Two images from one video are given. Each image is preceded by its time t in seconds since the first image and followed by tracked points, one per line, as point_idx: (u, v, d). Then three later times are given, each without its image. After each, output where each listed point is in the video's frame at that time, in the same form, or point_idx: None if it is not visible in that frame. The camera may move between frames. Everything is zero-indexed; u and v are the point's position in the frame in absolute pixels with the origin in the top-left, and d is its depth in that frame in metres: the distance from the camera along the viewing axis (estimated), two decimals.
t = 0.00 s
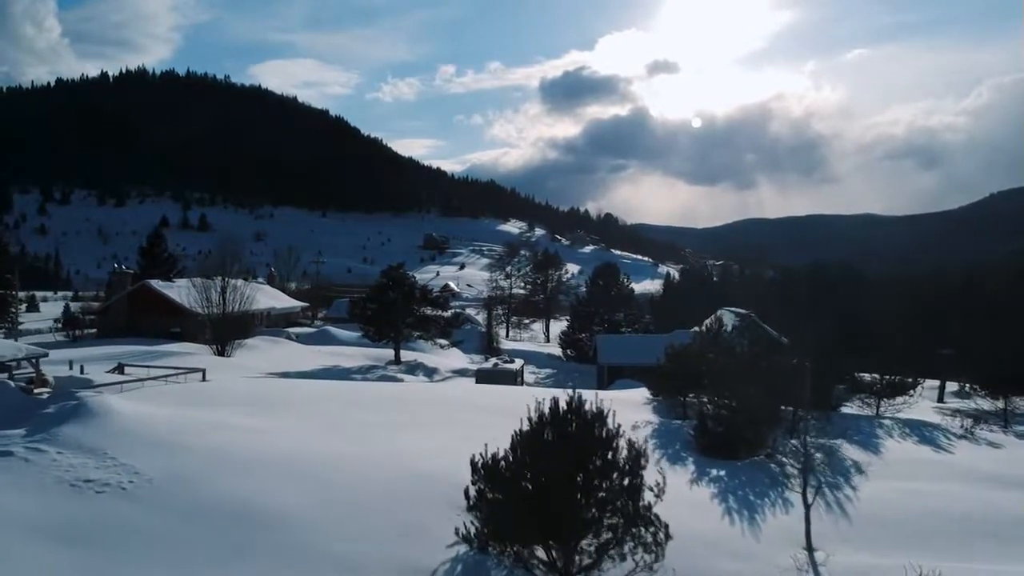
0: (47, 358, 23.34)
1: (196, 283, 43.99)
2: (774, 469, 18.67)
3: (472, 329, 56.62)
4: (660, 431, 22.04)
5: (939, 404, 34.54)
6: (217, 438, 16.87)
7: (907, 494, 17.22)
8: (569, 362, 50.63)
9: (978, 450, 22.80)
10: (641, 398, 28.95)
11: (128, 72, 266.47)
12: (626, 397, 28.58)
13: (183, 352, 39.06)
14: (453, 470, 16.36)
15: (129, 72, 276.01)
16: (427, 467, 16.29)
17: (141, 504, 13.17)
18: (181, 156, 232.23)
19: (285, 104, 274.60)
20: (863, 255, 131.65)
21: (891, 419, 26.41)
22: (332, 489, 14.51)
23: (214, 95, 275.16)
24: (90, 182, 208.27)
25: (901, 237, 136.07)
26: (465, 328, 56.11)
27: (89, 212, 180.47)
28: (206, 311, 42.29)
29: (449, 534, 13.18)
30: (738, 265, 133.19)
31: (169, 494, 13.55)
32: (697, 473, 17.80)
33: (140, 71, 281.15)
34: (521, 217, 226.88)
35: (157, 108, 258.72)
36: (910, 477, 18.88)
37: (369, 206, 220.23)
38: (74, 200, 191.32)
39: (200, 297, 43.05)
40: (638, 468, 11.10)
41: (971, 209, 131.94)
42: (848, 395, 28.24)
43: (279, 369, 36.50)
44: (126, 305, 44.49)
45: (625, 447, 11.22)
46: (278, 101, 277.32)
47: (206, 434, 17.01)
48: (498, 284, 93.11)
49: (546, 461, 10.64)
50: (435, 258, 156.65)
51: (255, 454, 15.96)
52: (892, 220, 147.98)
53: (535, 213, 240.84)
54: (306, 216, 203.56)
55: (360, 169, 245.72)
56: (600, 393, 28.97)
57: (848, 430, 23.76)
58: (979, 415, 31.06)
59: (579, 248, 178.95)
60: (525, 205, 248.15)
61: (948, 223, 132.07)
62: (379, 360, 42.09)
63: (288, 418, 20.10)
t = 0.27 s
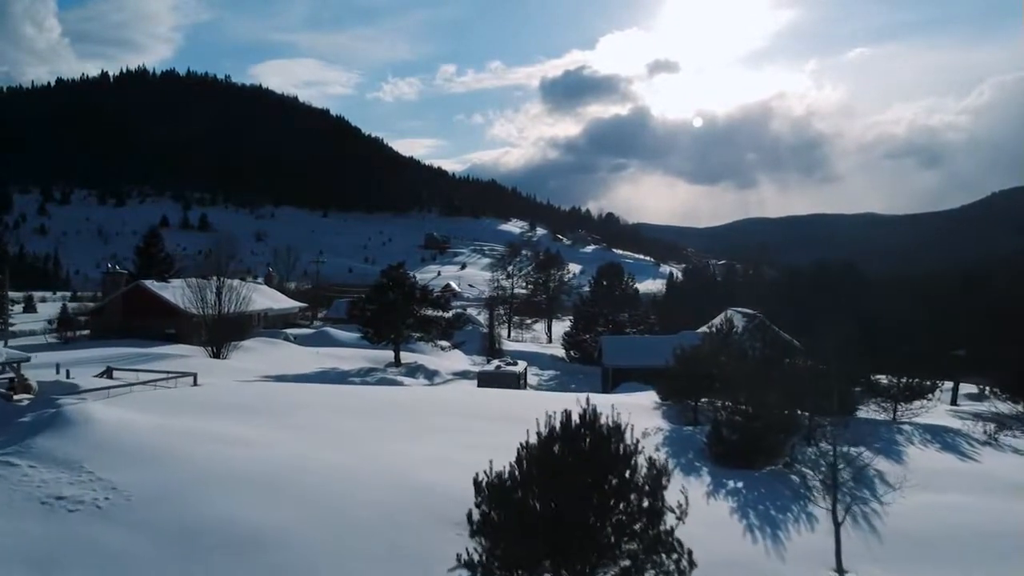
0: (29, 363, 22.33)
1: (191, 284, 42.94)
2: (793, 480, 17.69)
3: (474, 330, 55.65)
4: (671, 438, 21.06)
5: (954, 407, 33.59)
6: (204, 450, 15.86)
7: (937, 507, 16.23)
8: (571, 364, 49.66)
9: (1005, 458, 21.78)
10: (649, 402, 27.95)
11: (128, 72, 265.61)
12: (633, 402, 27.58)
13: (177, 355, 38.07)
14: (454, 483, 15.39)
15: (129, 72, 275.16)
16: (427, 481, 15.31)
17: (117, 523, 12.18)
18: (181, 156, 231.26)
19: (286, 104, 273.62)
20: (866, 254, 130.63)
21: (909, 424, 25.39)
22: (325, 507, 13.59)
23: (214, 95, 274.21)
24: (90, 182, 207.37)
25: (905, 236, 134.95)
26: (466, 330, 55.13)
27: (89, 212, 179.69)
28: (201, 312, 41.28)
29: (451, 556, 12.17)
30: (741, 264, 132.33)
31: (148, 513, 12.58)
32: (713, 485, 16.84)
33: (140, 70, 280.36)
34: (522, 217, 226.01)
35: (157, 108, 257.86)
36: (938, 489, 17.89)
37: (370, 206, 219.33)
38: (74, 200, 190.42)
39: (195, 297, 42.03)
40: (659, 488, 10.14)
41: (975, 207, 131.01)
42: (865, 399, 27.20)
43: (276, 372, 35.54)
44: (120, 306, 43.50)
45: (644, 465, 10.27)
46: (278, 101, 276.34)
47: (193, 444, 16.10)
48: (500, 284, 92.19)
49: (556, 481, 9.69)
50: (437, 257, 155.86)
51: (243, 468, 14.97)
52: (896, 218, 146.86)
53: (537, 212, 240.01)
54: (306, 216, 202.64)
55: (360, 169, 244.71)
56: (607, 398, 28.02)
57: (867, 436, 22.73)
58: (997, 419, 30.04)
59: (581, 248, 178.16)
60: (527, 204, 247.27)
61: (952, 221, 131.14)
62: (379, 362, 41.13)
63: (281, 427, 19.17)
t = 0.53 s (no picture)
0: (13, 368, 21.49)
1: (187, 284, 42.02)
2: (812, 492, 16.81)
3: (475, 331, 54.77)
4: (682, 445, 20.19)
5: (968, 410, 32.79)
6: (189, 461, 15.02)
7: (967, 522, 15.30)
8: (574, 366, 48.77)
9: None
10: (656, 406, 27.07)
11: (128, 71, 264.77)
12: (641, 406, 26.71)
13: (171, 357, 37.17)
14: (454, 498, 14.53)
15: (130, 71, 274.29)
16: (426, 497, 14.38)
17: (88, 547, 11.27)
18: (182, 156, 230.33)
19: (286, 103, 272.69)
20: (871, 253, 129.64)
21: (927, 430, 24.49)
22: (317, 524, 12.75)
23: (215, 95, 273.49)
24: (90, 181, 206.57)
25: (910, 235, 133.88)
26: (469, 330, 54.31)
27: (89, 211, 178.90)
28: (197, 313, 40.38)
29: None
30: (744, 264, 131.51)
31: (126, 534, 11.71)
32: (728, 498, 15.99)
33: (140, 70, 279.44)
34: (523, 216, 225.17)
35: (157, 108, 257.03)
36: (964, 501, 17.01)
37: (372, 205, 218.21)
38: (76, 200, 189.73)
39: (191, 298, 41.15)
40: (679, 508, 9.24)
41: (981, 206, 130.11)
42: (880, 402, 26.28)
43: (272, 375, 34.69)
44: (115, 306, 42.73)
45: (662, 484, 9.44)
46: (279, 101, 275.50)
47: (180, 455, 15.27)
48: (502, 283, 91.33)
49: (566, 502, 8.85)
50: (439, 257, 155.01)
51: (230, 481, 14.12)
52: (900, 217, 145.72)
53: (538, 212, 239.15)
54: (307, 216, 201.76)
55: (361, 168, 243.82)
56: (613, 403, 27.17)
57: (887, 444, 21.81)
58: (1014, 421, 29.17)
59: (582, 248, 177.35)
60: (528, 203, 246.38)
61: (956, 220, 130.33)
62: (378, 364, 40.27)
63: (274, 436, 18.33)
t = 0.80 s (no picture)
0: None
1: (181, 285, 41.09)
2: (832, 505, 15.94)
3: (476, 331, 53.88)
4: (692, 453, 19.34)
5: (983, 415, 31.92)
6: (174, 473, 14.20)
7: (1000, 539, 14.42)
8: (577, 368, 47.89)
9: None
10: (664, 410, 26.19)
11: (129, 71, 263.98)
12: (648, 410, 25.84)
13: (165, 360, 36.25)
14: (454, 512, 13.66)
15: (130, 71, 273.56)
16: (425, 510, 13.53)
17: (59, 568, 10.43)
18: (183, 155, 229.51)
19: (287, 103, 271.88)
20: (875, 253, 128.62)
21: (945, 436, 23.57)
22: (307, 541, 11.90)
23: (215, 95, 272.66)
24: (91, 181, 205.81)
25: (914, 234, 132.75)
26: (470, 332, 53.42)
27: (89, 211, 178.11)
28: (192, 314, 39.49)
29: None
30: (747, 263, 130.49)
31: (99, 554, 10.86)
32: (745, 511, 15.12)
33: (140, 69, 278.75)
34: (525, 215, 224.23)
35: (158, 107, 256.33)
36: (992, 514, 16.14)
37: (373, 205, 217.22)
38: (76, 200, 188.85)
39: (186, 299, 40.25)
40: (702, 532, 8.35)
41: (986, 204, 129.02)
42: (896, 407, 25.38)
43: (268, 378, 33.82)
44: (108, 307, 41.87)
45: (682, 507, 8.56)
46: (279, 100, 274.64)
47: (165, 466, 14.43)
48: (503, 284, 90.47)
49: (576, 525, 7.99)
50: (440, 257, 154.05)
51: (217, 494, 13.31)
52: (904, 216, 144.52)
53: (540, 211, 238.24)
54: (307, 216, 200.83)
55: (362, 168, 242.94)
56: (618, 406, 26.30)
57: (906, 451, 20.90)
58: None
59: (584, 247, 176.36)
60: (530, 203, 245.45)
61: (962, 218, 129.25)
62: (378, 366, 39.42)
63: (265, 445, 17.46)
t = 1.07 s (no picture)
0: None
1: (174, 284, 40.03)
2: (857, 522, 14.93)
3: (477, 332, 52.92)
4: (705, 464, 18.28)
5: (1003, 421, 30.76)
6: (150, 494, 13.22)
7: None
8: (579, 372, 46.87)
9: None
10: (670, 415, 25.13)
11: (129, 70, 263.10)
12: (655, 416, 24.74)
13: (157, 362, 35.27)
14: (450, 535, 12.62)
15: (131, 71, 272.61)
16: (419, 533, 12.51)
17: None
18: (183, 155, 228.66)
19: (288, 102, 270.97)
20: (878, 253, 127.50)
21: (968, 444, 22.45)
22: (288, 571, 10.87)
23: (216, 94, 271.77)
24: (91, 182, 205.08)
25: (918, 233, 131.50)
26: (471, 333, 52.42)
27: (90, 212, 177.43)
28: (186, 315, 38.49)
29: None
30: (750, 263, 129.38)
31: None
32: (764, 529, 14.05)
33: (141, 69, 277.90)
34: (526, 215, 223.18)
35: (159, 107, 255.53)
36: None
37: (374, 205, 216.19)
38: (77, 200, 187.98)
39: (179, 300, 39.25)
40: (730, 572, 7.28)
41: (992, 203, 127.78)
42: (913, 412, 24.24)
43: (263, 382, 32.85)
44: (101, 308, 40.92)
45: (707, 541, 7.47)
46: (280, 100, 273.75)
47: (139, 489, 13.44)
48: (505, 284, 89.51)
49: (587, 565, 6.93)
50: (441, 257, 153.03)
51: (194, 519, 12.31)
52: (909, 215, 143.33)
53: (541, 211, 237.27)
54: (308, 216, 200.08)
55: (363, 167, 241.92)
56: (624, 412, 25.23)
57: (930, 463, 19.83)
58: None
59: (586, 247, 175.28)
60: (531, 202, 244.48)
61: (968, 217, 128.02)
62: (375, 369, 38.42)
63: (252, 458, 16.45)
